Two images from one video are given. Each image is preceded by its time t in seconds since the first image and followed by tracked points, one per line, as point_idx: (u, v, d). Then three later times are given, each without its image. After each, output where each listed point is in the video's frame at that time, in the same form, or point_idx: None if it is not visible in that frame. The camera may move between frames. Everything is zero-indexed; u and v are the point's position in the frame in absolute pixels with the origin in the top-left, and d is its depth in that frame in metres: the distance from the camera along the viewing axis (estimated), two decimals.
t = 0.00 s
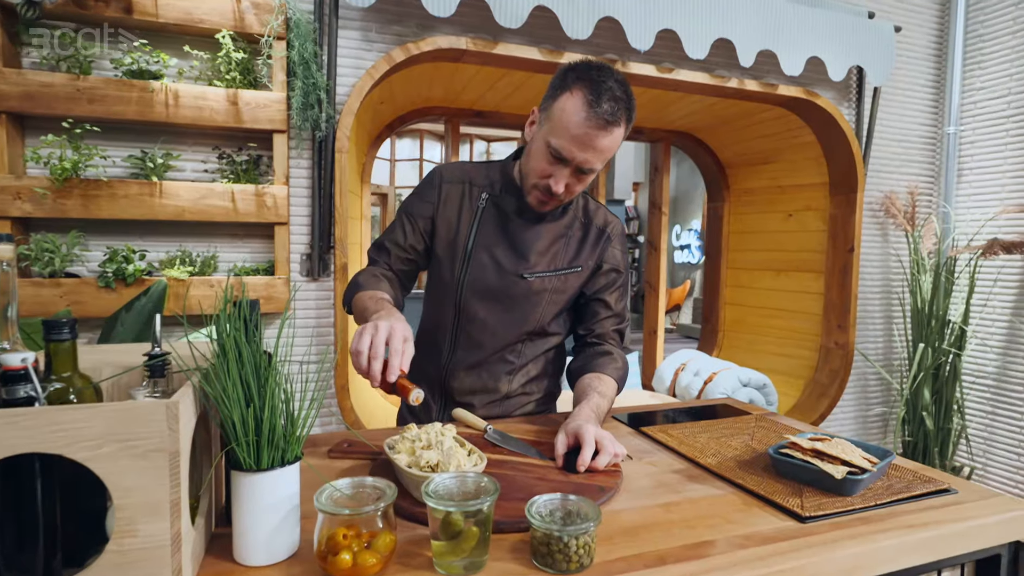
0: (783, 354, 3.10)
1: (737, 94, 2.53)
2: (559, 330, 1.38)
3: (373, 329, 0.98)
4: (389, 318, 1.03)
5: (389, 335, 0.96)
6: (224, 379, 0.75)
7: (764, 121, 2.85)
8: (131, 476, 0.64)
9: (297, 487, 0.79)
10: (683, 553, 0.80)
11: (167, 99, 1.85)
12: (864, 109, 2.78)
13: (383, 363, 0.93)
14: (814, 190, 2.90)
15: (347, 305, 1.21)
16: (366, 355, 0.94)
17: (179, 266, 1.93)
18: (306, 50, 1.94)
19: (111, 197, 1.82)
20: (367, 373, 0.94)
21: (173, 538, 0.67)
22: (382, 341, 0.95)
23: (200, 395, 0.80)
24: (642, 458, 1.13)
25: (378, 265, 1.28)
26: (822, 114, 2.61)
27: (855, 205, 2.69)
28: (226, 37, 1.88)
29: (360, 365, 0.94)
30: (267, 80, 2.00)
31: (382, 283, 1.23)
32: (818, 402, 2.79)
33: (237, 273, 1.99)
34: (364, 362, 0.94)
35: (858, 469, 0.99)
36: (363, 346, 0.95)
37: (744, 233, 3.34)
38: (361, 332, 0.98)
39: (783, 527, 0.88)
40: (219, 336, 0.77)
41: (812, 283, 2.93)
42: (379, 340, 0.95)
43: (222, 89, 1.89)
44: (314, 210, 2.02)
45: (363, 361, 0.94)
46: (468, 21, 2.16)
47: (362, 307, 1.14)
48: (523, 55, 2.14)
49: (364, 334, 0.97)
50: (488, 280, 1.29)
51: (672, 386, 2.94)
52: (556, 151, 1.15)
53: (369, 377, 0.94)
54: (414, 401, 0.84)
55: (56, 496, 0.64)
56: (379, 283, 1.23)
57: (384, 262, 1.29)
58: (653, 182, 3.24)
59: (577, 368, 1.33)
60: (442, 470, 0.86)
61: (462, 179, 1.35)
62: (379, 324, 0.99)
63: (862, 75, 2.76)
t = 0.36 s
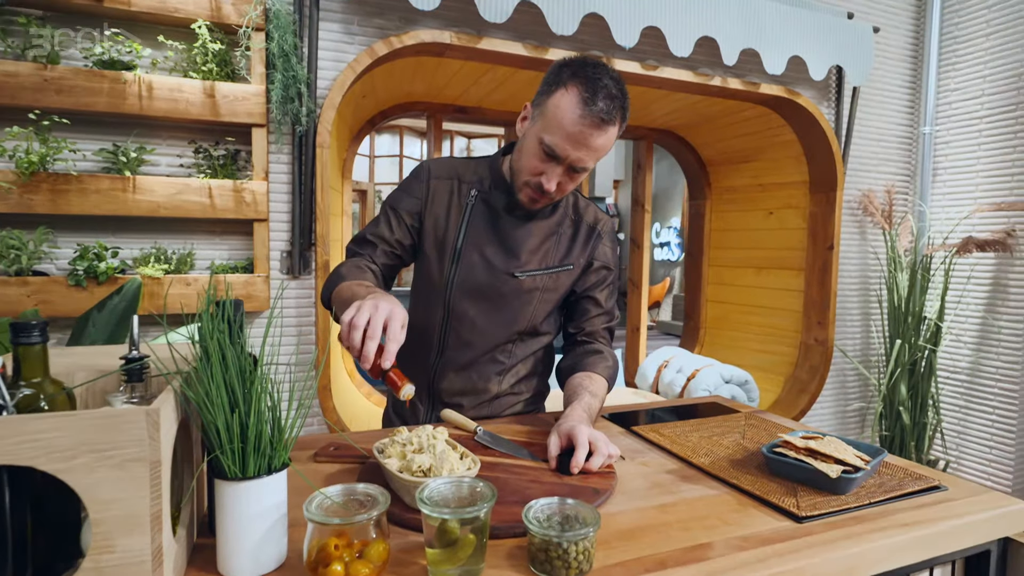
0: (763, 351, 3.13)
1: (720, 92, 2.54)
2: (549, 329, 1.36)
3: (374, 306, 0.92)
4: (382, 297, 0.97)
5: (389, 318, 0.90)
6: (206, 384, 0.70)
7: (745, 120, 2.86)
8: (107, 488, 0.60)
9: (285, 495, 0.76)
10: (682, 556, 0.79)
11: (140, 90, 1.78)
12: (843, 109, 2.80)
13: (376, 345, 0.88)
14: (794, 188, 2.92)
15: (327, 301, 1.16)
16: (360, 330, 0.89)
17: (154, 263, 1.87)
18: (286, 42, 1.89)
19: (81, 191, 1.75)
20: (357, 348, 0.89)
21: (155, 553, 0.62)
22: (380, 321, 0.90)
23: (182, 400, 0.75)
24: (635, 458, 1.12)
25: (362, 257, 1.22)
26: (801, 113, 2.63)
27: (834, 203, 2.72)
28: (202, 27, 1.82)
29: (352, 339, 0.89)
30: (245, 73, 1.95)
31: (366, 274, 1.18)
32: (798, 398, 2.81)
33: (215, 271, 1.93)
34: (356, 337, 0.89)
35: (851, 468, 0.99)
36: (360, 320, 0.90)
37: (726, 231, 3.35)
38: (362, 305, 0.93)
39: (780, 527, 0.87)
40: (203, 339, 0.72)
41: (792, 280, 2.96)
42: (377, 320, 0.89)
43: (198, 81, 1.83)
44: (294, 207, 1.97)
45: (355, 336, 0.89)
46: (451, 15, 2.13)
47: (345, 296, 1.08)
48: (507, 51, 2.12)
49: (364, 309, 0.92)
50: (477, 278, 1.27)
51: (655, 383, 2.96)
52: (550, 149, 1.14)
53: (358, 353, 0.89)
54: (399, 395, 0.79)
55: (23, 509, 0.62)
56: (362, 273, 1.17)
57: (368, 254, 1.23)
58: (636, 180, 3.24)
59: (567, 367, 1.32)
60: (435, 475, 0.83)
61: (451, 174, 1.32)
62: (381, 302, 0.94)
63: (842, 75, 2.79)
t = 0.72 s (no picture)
0: (747, 348, 3.15)
1: (705, 91, 2.54)
2: (541, 331, 1.35)
3: (375, 302, 0.87)
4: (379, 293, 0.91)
5: (391, 318, 0.85)
6: (192, 391, 0.67)
7: (730, 119, 2.88)
8: (89, 503, 0.56)
9: (276, 505, 0.73)
10: (683, 561, 0.78)
11: (117, 85, 1.73)
12: (825, 109, 2.82)
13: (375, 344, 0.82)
14: (778, 187, 2.94)
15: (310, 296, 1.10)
16: (359, 325, 0.83)
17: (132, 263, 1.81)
18: (268, 36, 1.85)
19: (55, 189, 1.69)
20: (353, 342, 0.82)
21: (140, 569, 0.59)
22: (381, 321, 0.84)
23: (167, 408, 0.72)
24: (629, 460, 1.11)
25: (350, 250, 1.17)
26: (785, 112, 2.65)
27: (817, 201, 2.74)
28: (181, 20, 1.77)
29: (349, 334, 0.83)
30: (226, 67, 1.90)
31: (354, 267, 1.12)
32: (782, 395, 2.83)
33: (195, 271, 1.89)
34: (355, 332, 0.82)
35: (846, 468, 0.99)
36: (360, 315, 0.84)
37: (710, 229, 3.37)
38: (362, 299, 0.87)
39: (778, 529, 0.87)
40: (189, 344, 0.69)
41: (776, 278, 2.98)
42: (379, 318, 0.84)
43: (177, 75, 1.78)
44: (277, 205, 1.93)
45: (353, 331, 0.82)
46: (437, 11, 2.10)
47: (327, 289, 1.02)
48: (493, 48, 2.10)
49: (365, 304, 0.86)
50: (471, 278, 1.25)
51: (641, 382, 2.96)
52: (548, 148, 1.12)
53: (353, 348, 0.82)
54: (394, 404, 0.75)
55: None
56: (349, 266, 1.12)
57: (356, 248, 1.18)
58: (622, 178, 3.23)
59: (559, 369, 1.30)
60: (430, 482, 0.81)
61: (444, 171, 1.30)
62: (382, 300, 0.88)
63: (824, 75, 2.81)
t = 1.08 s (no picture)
0: (732, 345, 3.18)
1: (691, 89, 2.54)
2: (533, 331, 1.34)
3: (373, 294, 0.83)
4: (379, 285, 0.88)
5: (390, 309, 0.81)
6: (180, 399, 0.64)
7: (716, 117, 2.88)
8: (72, 518, 0.54)
9: (267, 515, 0.70)
10: (682, 564, 0.77)
11: (93, 79, 1.68)
12: (809, 108, 2.84)
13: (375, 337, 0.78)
14: (762, 185, 2.96)
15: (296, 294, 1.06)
16: (357, 316, 0.80)
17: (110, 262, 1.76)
18: (250, 30, 1.81)
19: (29, 186, 1.64)
20: (351, 334, 0.79)
21: None
22: (380, 313, 0.80)
23: (153, 416, 0.69)
24: (623, 461, 1.10)
25: (339, 247, 1.14)
26: (770, 111, 2.67)
27: (801, 200, 2.77)
28: (161, 13, 1.73)
29: (347, 325, 0.79)
30: (207, 62, 1.86)
31: (342, 263, 1.10)
32: (766, 391, 2.86)
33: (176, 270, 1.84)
34: (353, 322, 0.79)
35: (839, 467, 1.00)
36: (359, 305, 0.81)
37: (695, 227, 3.38)
38: (361, 290, 0.84)
39: (775, 530, 0.87)
40: (175, 350, 0.66)
41: (760, 276, 3.01)
42: (378, 310, 0.80)
43: (156, 69, 1.74)
44: (261, 203, 1.90)
45: (352, 322, 0.79)
46: (423, 6, 2.07)
47: (314, 286, 0.99)
48: (480, 44, 2.08)
49: (364, 295, 0.83)
50: (463, 278, 1.23)
51: (628, 379, 2.98)
52: (542, 146, 1.12)
53: (351, 340, 0.79)
54: (393, 400, 0.71)
55: None
56: (338, 262, 1.09)
57: (346, 244, 1.16)
58: (607, 176, 3.23)
59: (551, 370, 1.29)
60: (426, 488, 0.79)
61: (434, 169, 1.28)
62: (381, 291, 0.84)
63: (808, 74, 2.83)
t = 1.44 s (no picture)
0: (722, 339, 3.19)
1: (683, 85, 2.54)
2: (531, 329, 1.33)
3: (386, 295, 0.81)
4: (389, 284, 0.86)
5: (404, 312, 0.80)
6: (179, 405, 0.62)
7: (707, 112, 2.88)
8: (69, 529, 0.52)
9: (268, 521, 0.68)
10: (686, 565, 0.77)
11: (78, 72, 1.64)
12: (799, 104, 2.85)
13: (388, 341, 0.78)
14: (753, 181, 2.97)
15: (291, 290, 1.04)
16: (371, 320, 0.78)
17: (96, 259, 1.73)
18: (239, 22, 1.77)
19: (12, 182, 1.60)
20: (364, 338, 0.78)
21: None
22: (393, 316, 0.79)
23: (150, 420, 0.67)
24: (622, 460, 1.10)
25: (336, 244, 1.12)
26: (761, 107, 2.68)
27: (790, 196, 2.78)
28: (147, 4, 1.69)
29: (360, 328, 0.78)
30: (195, 54, 1.82)
31: (341, 261, 1.08)
32: (756, 386, 2.88)
33: (164, 267, 1.81)
34: (366, 326, 0.78)
35: (837, 465, 1.00)
36: (371, 308, 0.79)
37: (685, 222, 3.39)
38: (373, 291, 0.82)
39: (775, 529, 0.87)
40: (173, 354, 0.63)
41: (750, 271, 3.02)
42: (391, 313, 0.79)
43: (142, 62, 1.70)
44: (251, 199, 1.87)
45: (365, 326, 0.78)
46: None
47: (314, 284, 0.97)
48: (472, 38, 2.06)
49: (377, 297, 0.81)
50: (461, 276, 1.22)
51: (619, 374, 3.01)
52: (542, 139, 1.10)
53: (364, 343, 0.78)
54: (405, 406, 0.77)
55: None
56: (336, 260, 1.07)
57: (343, 240, 1.13)
58: (599, 172, 3.22)
59: (549, 367, 1.29)
60: (427, 491, 0.78)
61: (432, 165, 1.26)
62: (394, 292, 0.83)
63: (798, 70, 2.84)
